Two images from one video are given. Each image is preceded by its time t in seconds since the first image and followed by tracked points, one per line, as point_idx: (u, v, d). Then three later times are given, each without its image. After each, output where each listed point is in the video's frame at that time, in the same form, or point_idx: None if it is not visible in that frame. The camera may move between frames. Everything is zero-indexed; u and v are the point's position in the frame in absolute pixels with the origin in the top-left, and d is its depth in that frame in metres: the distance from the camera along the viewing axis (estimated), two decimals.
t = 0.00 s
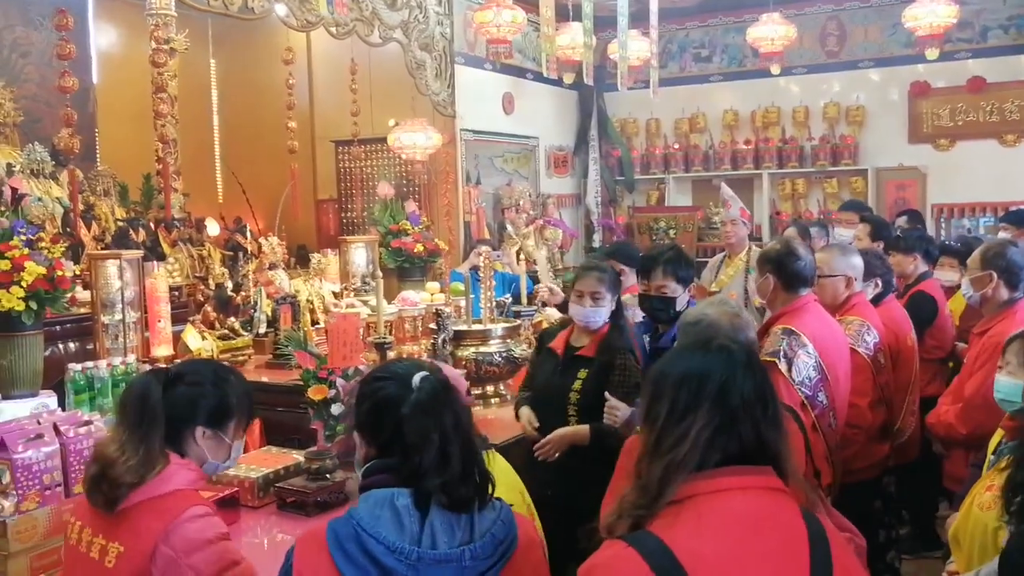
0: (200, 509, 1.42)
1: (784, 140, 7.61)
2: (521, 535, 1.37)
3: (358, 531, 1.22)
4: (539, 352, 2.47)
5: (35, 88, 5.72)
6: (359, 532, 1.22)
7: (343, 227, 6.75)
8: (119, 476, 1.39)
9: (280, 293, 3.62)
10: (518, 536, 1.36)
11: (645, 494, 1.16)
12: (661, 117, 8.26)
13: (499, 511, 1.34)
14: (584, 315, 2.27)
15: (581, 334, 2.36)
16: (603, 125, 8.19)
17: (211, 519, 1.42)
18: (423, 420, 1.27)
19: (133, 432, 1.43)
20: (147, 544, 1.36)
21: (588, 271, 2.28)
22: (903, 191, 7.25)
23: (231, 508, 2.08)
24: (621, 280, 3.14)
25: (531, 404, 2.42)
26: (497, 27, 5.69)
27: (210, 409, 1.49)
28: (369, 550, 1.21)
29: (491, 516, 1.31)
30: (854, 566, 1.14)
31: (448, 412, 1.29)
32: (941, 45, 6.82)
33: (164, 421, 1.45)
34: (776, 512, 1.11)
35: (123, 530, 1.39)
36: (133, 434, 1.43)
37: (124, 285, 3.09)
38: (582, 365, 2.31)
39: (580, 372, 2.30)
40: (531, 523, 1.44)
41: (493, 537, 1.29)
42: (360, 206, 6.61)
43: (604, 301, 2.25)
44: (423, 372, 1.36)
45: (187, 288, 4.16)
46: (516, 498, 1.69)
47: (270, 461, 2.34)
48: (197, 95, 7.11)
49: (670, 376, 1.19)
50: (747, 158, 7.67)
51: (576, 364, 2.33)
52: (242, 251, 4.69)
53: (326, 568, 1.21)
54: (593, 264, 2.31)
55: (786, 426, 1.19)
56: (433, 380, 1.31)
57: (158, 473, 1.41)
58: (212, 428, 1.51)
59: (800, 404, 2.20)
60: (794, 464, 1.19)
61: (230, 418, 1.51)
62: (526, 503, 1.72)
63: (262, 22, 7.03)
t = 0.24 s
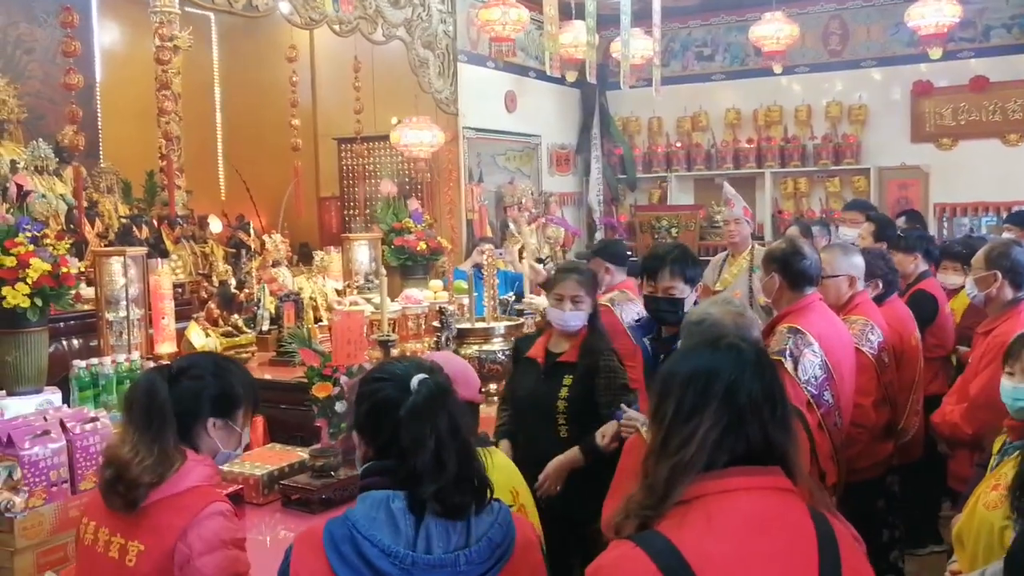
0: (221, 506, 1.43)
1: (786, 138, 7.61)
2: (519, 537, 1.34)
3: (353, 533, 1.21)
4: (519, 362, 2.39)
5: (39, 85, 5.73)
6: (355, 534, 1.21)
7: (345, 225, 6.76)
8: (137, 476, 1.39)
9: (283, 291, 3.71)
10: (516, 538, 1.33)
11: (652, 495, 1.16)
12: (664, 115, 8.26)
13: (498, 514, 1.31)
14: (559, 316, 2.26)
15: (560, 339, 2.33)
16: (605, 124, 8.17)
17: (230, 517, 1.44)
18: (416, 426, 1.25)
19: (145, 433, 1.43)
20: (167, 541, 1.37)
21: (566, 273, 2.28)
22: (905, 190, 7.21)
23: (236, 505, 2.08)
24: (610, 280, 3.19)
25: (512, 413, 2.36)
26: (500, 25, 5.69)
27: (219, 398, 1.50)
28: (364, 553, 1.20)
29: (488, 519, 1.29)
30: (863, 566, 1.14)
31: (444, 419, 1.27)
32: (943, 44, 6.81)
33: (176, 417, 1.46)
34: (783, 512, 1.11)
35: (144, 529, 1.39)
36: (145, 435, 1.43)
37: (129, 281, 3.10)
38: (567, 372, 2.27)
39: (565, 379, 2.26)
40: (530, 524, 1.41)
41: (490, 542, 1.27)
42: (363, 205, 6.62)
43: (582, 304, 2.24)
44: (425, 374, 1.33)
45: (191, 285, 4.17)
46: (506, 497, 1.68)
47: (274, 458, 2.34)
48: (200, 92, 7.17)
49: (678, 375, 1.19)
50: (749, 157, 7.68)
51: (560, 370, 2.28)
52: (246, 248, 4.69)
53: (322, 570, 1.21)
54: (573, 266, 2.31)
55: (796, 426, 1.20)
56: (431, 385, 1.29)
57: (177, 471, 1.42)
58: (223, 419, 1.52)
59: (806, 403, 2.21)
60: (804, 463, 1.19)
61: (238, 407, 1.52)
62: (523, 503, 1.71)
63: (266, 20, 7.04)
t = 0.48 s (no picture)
0: (227, 503, 1.44)
1: (787, 137, 7.60)
2: (517, 533, 1.33)
3: (352, 530, 1.21)
4: (506, 364, 2.37)
5: (40, 82, 5.73)
6: (353, 530, 1.21)
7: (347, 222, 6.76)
8: (138, 477, 1.39)
9: (285, 288, 3.70)
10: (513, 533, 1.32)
11: (655, 494, 1.17)
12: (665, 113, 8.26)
13: (496, 509, 1.31)
14: (547, 316, 2.26)
15: (554, 341, 2.32)
16: (606, 122, 8.17)
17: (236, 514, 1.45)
18: (413, 426, 1.25)
19: (142, 433, 1.42)
20: (177, 541, 1.38)
21: (555, 272, 2.27)
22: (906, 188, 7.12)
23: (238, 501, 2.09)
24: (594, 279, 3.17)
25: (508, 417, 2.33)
26: (501, 23, 5.69)
27: (214, 391, 1.49)
28: (363, 550, 1.20)
29: (487, 517, 1.29)
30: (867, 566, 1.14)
31: (443, 418, 1.27)
32: (945, 42, 6.81)
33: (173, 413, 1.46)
34: (785, 511, 1.11)
35: (149, 531, 1.40)
36: (141, 434, 1.42)
37: (131, 278, 3.10)
38: (563, 372, 2.27)
39: (562, 379, 2.27)
40: (529, 520, 1.41)
41: (488, 538, 1.26)
42: (365, 202, 6.62)
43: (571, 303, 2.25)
44: (425, 373, 1.34)
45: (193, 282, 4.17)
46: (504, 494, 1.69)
47: (276, 455, 2.34)
48: (201, 88, 7.11)
49: (683, 374, 1.20)
50: (750, 155, 7.68)
51: (555, 371, 2.28)
52: (247, 245, 4.70)
53: (321, 567, 1.21)
54: (560, 265, 2.30)
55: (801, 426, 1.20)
56: (430, 384, 1.29)
57: (182, 470, 1.43)
58: (221, 413, 1.51)
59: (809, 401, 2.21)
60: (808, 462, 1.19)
61: (234, 400, 1.52)
62: (524, 497, 1.72)
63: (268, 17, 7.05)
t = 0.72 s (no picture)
0: (222, 504, 1.45)
1: (789, 135, 7.59)
2: (515, 531, 1.34)
3: (350, 528, 1.22)
4: (503, 367, 2.37)
5: (43, 82, 5.73)
6: (351, 529, 1.22)
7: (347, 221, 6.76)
8: (129, 484, 1.39)
9: (286, 287, 3.71)
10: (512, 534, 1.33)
11: (654, 494, 1.17)
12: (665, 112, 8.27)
13: (495, 508, 1.31)
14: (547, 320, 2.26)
15: (552, 342, 2.31)
16: (607, 121, 8.16)
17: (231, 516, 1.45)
18: (411, 426, 1.25)
19: (135, 436, 1.43)
20: (172, 545, 1.38)
21: (559, 276, 2.27)
22: (908, 187, 7.15)
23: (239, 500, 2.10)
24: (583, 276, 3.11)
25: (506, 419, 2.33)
26: (502, 22, 5.69)
27: (204, 393, 1.50)
28: (361, 549, 1.21)
29: (484, 516, 1.29)
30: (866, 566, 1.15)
31: (442, 419, 1.26)
32: (946, 41, 6.81)
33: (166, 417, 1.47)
34: (785, 512, 1.12)
35: (143, 537, 1.40)
36: (133, 439, 1.43)
37: (132, 277, 3.11)
38: (566, 373, 2.27)
39: (565, 381, 2.26)
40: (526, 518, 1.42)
41: (487, 537, 1.27)
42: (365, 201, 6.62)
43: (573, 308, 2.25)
44: (424, 372, 1.34)
45: (194, 282, 4.19)
46: (502, 488, 1.70)
47: (277, 454, 2.35)
48: (202, 87, 7.09)
49: (683, 373, 1.20)
50: (751, 154, 7.67)
51: (557, 372, 2.28)
52: (248, 245, 4.70)
53: (320, 567, 1.22)
54: (563, 269, 2.30)
55: (803, 426, 1.20)
56: (429, 385, 1.29)
57: (174, 473, 1.43)
58: (213, 415, 1.53)
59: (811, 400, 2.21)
60: (808, 462, 1.19)
61: (225, 404, 1.53)
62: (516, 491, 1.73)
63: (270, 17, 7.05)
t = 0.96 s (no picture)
0: (205, 498, 1.44)
1: (787, 127, 7.59)
2: (512, 527, 1.35)
3: (347, 525, 1.23)
4: (505, 365, 2.35)
5: (42, 80, 5.74)
6: (348, 525, 1.23)
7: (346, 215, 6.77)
8: (110, 475, 1.41)
9: (284, 282, 3.73)
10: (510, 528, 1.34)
11: (649, 489, 1.18)
12: (664, 104, 8.28)
13: (491, 503, 1.32)
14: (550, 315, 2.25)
15: (554, 338, 2.31)
16: (605, 114, 8.16)
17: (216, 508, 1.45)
18: (407, 422, 1.26)
19: (119, 432, 1.44)
20: (155, 541, 1.38)
21: (562, 271, 2.24)
22: (907, 178, 7.24)
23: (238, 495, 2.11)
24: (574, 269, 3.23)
25: (508, 413, 2.34)
26: (499, 15, 5.69)
27: (198, 394, 1.52)
28: (358, 545, 1.22)
29: (481, 512, 1.30)
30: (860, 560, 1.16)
31: (439, 414, 1.27)
32: (945, 30, 6.80)
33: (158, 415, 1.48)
34: (782, 505, 1.13)
35: (127, 533, 1.40)
36: (121, 432, 1.44)
37: (132, 273, 3.12)
38: (571, 368, 2.27)
39: (571, 376, 2.26)
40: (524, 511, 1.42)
41: (482, 532, 1.28)
42: (364, 195, 6.62)
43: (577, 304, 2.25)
44: (420, 366, 1.35)
45: (194, 277, 4.20)
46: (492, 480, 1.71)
47: (277, 448, 2.37)
48: (202, 84, 7.19)
49: (681, 366, 1.21)
50: (750, 145, 7.66)
51: (564, 369, 2.27)
52: (248, 240, 4.71)
53: (316, 563, 1.23)
54: (566, 263, 2.27)
55: (800, 419, 1.21)
56: (425, 379, 1.29)
57: (156, 469, 1.43)
58: (206, 417, 1.54)
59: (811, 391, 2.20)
60: (806, 455, 1.20)
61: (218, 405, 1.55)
62: (512, 482, 1.75)
63: (268, 13, 7.06)
